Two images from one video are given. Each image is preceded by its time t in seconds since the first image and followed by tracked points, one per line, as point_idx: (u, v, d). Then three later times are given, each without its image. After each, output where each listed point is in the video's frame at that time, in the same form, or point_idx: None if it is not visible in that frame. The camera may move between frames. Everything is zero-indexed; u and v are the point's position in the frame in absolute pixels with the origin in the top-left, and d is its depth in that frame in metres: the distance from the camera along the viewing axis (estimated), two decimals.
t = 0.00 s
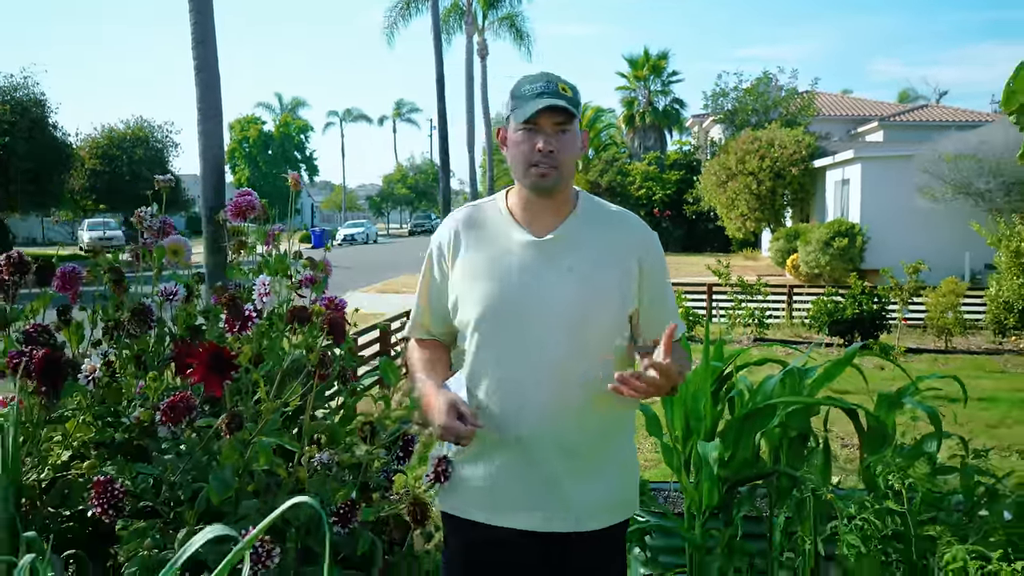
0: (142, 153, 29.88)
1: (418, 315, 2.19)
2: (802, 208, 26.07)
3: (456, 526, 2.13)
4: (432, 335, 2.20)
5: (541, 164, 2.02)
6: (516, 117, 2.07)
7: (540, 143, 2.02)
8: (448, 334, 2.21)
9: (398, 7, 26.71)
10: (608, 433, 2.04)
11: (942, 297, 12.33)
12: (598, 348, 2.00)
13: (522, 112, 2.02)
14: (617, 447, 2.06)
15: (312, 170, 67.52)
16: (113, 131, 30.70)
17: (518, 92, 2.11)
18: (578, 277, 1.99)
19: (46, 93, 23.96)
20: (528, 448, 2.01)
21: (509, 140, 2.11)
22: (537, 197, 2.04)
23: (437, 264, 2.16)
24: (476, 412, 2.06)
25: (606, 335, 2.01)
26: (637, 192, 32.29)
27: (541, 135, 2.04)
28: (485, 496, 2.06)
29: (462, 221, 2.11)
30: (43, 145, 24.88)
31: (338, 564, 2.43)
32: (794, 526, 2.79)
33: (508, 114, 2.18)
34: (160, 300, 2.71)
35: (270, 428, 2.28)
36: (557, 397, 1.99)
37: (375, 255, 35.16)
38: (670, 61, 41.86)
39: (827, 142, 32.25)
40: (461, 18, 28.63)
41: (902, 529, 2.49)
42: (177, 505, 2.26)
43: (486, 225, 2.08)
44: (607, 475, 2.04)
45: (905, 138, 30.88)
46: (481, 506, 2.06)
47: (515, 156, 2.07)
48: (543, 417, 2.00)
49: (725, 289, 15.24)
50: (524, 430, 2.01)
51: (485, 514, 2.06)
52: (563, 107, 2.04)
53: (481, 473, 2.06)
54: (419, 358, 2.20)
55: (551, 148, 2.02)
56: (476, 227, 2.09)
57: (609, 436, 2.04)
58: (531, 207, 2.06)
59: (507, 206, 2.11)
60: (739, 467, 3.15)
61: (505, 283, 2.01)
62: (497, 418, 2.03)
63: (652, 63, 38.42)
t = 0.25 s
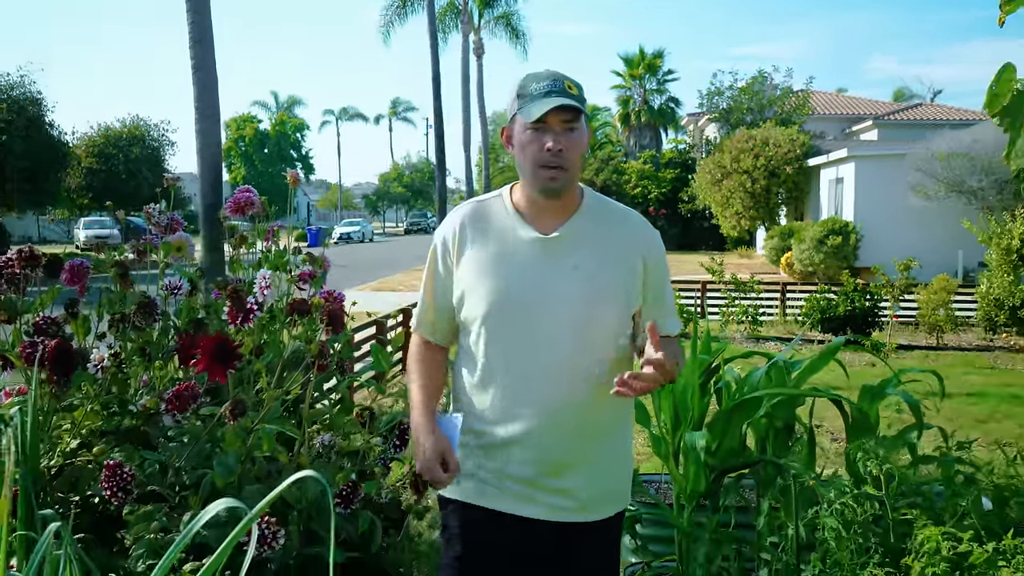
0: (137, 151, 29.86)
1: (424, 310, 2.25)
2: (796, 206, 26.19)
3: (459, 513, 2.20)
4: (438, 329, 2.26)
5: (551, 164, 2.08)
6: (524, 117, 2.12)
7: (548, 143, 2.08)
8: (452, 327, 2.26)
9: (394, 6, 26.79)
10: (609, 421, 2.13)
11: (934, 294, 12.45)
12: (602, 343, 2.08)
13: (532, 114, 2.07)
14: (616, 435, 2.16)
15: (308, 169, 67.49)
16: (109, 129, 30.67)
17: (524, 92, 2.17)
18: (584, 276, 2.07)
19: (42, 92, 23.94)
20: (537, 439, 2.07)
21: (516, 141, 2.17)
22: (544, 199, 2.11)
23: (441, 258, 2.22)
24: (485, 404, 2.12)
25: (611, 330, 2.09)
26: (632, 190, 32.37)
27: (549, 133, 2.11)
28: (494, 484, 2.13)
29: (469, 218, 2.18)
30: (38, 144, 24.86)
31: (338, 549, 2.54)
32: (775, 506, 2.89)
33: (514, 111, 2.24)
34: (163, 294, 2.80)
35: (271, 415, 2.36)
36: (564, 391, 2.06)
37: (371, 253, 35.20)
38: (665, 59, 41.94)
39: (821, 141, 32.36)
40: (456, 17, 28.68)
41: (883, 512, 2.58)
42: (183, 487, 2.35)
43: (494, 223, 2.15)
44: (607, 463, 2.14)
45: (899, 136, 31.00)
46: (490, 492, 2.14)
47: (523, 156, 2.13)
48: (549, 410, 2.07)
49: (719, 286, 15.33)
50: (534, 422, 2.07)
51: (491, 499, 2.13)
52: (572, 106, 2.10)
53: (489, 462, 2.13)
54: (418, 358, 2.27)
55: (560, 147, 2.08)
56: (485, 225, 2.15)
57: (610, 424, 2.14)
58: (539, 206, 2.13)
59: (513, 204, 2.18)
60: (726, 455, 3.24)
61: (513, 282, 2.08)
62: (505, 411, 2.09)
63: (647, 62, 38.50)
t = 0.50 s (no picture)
0: (135, 149, 29.90)
1: (427, 308, 2.21)
2: (792, 206, 26.30)
3: (456, 516, 2.14)
4: (438, 329, 2.22)
5: (554, 165, 2.07)
6: (525, 117, 2.11)
7: (549, 144, 2.08)
8: (450, 325, 2.22)
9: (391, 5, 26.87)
10: (614, 414, 2.11)
11: (928, 293, 12.55)
12: (609, 333, 2.06)
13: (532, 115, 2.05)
14: (620, 429, 2.13)
15: (305, 167, 67.56)
16: (107, 127, 30.69)
17: (524, 93, 2.16)
18: (590, 269, 2.06)
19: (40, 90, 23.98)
20: (543, 431, 2.03)
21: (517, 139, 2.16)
22: (547, 198, 2.09)
23: (442, 254, 2.18)
24: (488, 398, 2.08)
25: (616, 325, 2.07)
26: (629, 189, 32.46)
27: (550, 135, 2.10)
28: (495, 482, 2.07)
29: (470, 217, 2.16)
30: (37, 142, 24.90)
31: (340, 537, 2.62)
32: (765, 495, 2.98)
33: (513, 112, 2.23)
34: (171, 289, 2.87)
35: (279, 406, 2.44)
36: (571, 382, 2.04)
37: (368, 251, 35.27)
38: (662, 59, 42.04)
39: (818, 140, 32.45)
40: (454, 16, 28.75)
41: (868, 502, 2.67)
42: (194, 477, 2.42)
43: (498, 220, 2.13)
44: (610, 456, 2.11)
45: (895, 136, 31.09)
46: (491, 491, 2.08)
47: (525, 156, 2.12)
48: (555, 401, 2.04)
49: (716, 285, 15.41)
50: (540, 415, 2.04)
51: (495, 496, 2.07)
52: (573, 107, 2.09)
53: (489, 460, 2.07)
54: (412, 363, 2.24)
55: (562, 148, 2.08)
56: (488, 220, 2.14)
57: (615, 418, 2.11)
58: (542, 203, 2.12)
59: (516, 200, 2.16)
60: (719, 448, 3.32)
61: (520, 272, 2.06)
62: (509, 405, 2.05)
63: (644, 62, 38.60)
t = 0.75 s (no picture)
0: (133, 148, 29.94)
1: (422, 317, 2.25)
2: (789, 206, 26.39)
3: (461, 522, 2.21)
4: (436, 339, 2.27)
5: (538, 171, 2.11)
6: (506, 127, 2.15)
7: (532, 151, 2.12)
8: (448, 336, 2.28)
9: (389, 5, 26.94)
10: (614, 411, 2.17)
11: (922, 292, 12.66)
12: (602, 334, 2.13)
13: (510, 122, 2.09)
14: (618, 427, 2.19)
15: (302, 167, 67.59)
16: (105, 126, 30.72)
17: (507, 103, 2.20)
18: (582, 274, 2.12)
19: (38, 89, 24.02)
20: (543, 435, 2.10)
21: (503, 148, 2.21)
22: (535, 205, 2.14)
23: (437, 262, 2.24)
24: (487, 404, 2.14)
25: (608, 324, 2.14)
26: (626, 188, 32.53)
27: (531, 143, 2.13)
28: (499, 488, 2.13)
29: (461, 229, 2.21)
30: (34, 141, 24.93)
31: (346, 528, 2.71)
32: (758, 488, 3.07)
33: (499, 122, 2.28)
34: (181, 287, 2.96)
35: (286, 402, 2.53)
36: (569, 385, 2.10)
37: (366, 251, 35.31)
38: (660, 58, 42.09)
39: (814, 140, 32.53)
40: (451, 16, 28.81)
41: (856, 495, 2.76)
42: (206, 468, 2.51)
43: (489, 229, 2.18)
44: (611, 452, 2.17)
45: (890, 136, 31.20)
46: (496, 495, 2.13)
47: (510, 163, 2.17)
48: (554, 405, 2.10)
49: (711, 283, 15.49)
50: (538, 417, 2.10)
51: (502, 502, 2.13)
52: (550, 113, 2.13)
53: (492, 467, 2.13)
54: (407, 373, 2.28)
55: (544, 155, 2.12)
56: (480, 229, 2.19)
57: (611, 415, 2.18)
58: (532, 210, 2.18)
59: (507, 208, 2.21)
60: (713, 442, 3.41)
61: (515, 280, 2.11)
62: (508, 410, 2.11)
63: (642, 62, 38.66)
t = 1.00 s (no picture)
0: (131, 149, 29.97)
1: (408, 332, 2.27)
2: (785, 205, 26.50)
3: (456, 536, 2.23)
4: (424, 352, 2.29)
5: (514, 172, 2.14)
6: (482, 129, 2.18)
7: (508, 152, 2.15)
8: (437, 349, 2.30)
9: (387, 5, 27.02)
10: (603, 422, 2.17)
11: (917, 291, 12.76)
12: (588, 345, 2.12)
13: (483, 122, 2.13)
14: (609, 434, 2.19)
15: (299, 167, 67.61)
16: (103, 127, 30.74)
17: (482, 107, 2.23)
18: (565, 282, 2.11)
19: (37, 90, 24.05)
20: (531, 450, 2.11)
21: (481, 154, 2.23)
22: (516, 209, 2.15)
23: (421, 275, 2.27)
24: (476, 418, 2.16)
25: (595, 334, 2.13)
26: (623, 188, 32.62)
27: (508, 143, 2.16)
28: (491, 504, 2.14)
29: (444, 240, 2.22)
30: (33, 142, 24.95)
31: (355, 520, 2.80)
32: (754, 482, 3.17)
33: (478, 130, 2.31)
34: (193, 288, 3.05)
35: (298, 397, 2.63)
36: (557, 399, 2.10)
37: (363, 251, 35.38)
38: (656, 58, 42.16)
39: (810, 140, 32.64)
40: (448, 16, 28.88)
41: (848, 488, 2.87)
42: (219, 463, 2.60)
43: (471, 240, 2.19)
44: (602, 463, 2.17)
45: (886, 136, 31.32)
46: (489, 511, 2.15)
47: (488, 166, 2.19)
48: (542, 419, 2.11)
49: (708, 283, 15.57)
50: (526, 433, 2.11)
51: (494, 517, 2.14)
52: (525, 112, 2.16)
53: (482, 482, 2.15)
54: (399, 393, 2.31)
55: (521, 154, 2.14)
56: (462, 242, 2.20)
57: (603, 425, 2.17)
58: (513, 217, 2.18)
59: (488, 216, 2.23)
60: (709, 438, 3.51)
61: (498, 295, 2.12)
62: (497, 424, 2.13)
63: (639, 62, 38.74)
